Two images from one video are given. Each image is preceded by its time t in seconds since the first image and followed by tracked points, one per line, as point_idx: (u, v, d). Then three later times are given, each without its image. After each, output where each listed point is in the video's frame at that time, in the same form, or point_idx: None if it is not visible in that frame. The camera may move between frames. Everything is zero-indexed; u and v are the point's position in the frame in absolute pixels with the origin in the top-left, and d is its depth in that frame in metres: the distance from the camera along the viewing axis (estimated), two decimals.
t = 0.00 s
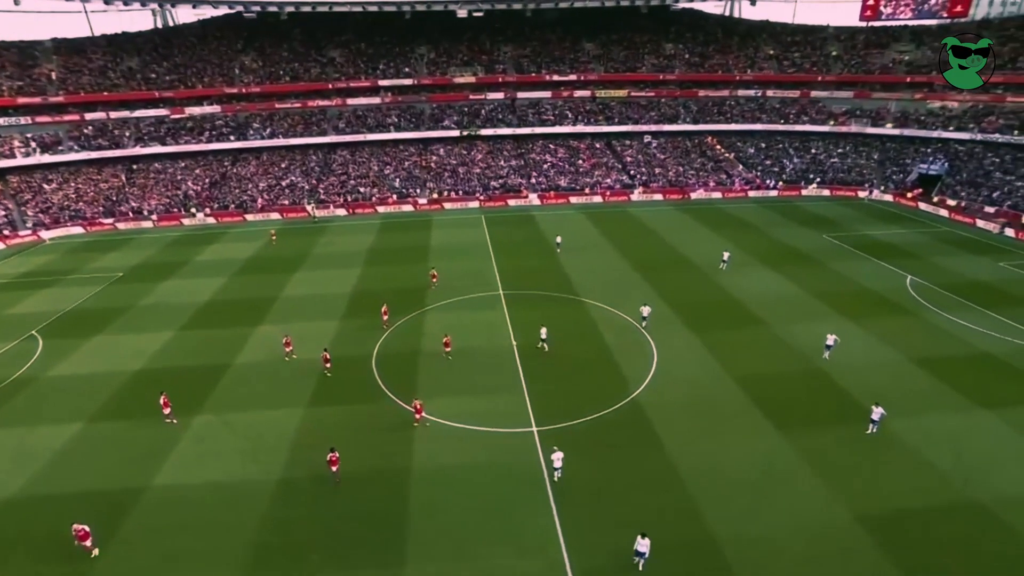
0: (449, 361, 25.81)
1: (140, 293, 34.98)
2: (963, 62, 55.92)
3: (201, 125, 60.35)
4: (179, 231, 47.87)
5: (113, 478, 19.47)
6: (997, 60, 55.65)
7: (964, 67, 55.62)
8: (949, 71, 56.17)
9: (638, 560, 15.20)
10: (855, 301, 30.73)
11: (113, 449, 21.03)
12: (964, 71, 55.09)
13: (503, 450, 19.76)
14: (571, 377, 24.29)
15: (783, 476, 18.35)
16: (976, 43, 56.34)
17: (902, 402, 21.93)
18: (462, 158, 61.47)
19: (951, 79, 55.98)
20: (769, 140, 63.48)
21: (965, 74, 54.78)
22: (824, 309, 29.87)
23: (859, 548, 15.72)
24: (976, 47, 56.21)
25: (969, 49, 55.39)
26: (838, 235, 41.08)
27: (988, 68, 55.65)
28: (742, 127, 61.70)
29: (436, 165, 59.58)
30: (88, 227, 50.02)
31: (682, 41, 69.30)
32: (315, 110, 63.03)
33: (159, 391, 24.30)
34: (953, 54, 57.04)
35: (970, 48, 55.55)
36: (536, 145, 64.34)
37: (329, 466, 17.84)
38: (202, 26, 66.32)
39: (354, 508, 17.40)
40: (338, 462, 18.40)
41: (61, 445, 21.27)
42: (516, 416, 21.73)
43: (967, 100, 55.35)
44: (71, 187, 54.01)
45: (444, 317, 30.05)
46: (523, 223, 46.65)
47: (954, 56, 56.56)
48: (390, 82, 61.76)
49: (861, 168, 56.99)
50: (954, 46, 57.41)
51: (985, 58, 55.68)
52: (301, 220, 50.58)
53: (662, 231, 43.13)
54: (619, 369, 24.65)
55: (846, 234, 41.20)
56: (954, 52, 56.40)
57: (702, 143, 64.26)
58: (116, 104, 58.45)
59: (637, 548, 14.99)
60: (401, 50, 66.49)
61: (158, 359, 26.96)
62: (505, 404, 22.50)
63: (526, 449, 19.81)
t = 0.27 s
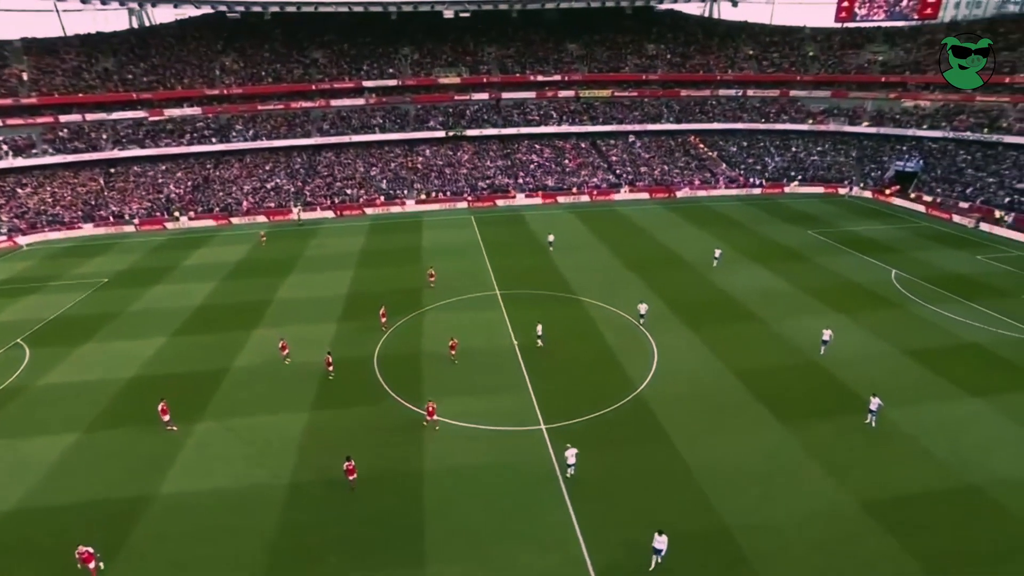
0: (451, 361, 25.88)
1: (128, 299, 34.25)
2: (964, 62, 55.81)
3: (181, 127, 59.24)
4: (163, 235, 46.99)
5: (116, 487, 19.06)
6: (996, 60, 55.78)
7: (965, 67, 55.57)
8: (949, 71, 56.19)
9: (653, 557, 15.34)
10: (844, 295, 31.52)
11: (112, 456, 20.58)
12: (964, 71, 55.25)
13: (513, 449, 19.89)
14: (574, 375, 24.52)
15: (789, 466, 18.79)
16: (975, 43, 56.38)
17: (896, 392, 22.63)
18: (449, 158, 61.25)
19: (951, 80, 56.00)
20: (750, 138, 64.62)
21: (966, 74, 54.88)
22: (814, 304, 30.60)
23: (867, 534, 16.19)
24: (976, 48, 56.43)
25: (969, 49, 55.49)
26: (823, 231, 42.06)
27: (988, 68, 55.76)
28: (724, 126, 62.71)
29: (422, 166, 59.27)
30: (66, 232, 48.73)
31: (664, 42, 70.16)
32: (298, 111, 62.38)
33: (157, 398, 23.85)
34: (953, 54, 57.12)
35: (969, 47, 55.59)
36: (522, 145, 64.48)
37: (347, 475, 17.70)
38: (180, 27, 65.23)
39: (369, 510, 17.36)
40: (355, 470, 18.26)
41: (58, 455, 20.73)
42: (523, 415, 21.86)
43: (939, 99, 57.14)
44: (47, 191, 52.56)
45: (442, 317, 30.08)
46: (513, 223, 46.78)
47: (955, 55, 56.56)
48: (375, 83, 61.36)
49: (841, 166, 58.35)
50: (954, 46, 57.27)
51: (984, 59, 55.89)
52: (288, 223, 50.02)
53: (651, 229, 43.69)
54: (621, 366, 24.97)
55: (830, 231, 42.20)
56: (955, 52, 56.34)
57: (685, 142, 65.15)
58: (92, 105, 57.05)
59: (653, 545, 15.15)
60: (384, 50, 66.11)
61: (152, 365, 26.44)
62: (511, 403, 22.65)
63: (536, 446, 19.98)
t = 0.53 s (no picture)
0: (454, 360, 25.97)
1: (116, 305, 33.56)
2: (964, 61, 54.72)
3: (161, 129, 58.20)
4: (147, 239, 46.18)
5: (122, 494, 18.73)
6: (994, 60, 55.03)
7: (965, 67, 54.58)
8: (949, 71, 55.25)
9: (668, 552, 15.64)
10: (833, 289, 32.37)
11: (115, 463, 20.20)
12: (964, 71, 54.31)
13: (524, 446, 20.07)
14: (578, 372, 24.82)
15: (794, 456, 19.29)
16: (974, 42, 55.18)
17: (890, 382, 23.35)
18: (435, 159, 61.00)
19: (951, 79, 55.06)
20: (732, 137, 65.72)
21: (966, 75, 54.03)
22: (805, 298, 31.38)
23: (874, 519, 16.73)
24: (976, 47, 55.10)
25: (969, 49, 54.35)
26: (808, 228, 43.07)
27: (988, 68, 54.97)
28: (707, 125, 63.70)
29: (409, 166, 59.00)
30: (45, 237, 47.54)
31: (646, 42, 70.98)
32: (282, 113, 61.74)
33: (156, 404, 23.48)
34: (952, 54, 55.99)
35: (969, 47, 54.39)
36: (508, 145, 64.60)
37: (366, 481, 17.58)
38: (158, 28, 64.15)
39: (385, 510, 17.36)
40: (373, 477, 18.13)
41: (58, 463, 20.28)
42: (531, 412, 22.09)
43: (913, 98, 58.74)
44: (23, 195, 51.22)
45: (441, 317, 30.12)
46: (503, 223, 46.96)
47: (954, 54, 55.12)
48: (359, 84, 61.02)
49: (821, 163, 59.72)
50: (953, 45, 56.19)
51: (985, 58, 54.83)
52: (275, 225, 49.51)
53: (641, 228, 44.30)
54: (623, 361, 25.36)
55: (815, 227, 43.23)
56: (953, 52, 55.23)
57: (669, 141, 66.03)
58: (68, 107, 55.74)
59: (669, 540, 15.43)
60: (368, 51, 65.72)
61: (148, 371, 26.02)
62: (517, 401, 22.84)
63: (545, 443, 20.19)
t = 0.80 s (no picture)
0: (456, 360, 26.09)
1: (106, 309, 33.00)
2: (964, 62, 55.04)
3: (144, 131, 57.24)
4: (134, 243, 45.47)
5: (129, 500, 18.47)
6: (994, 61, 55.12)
7: (964, 67, 54.82)
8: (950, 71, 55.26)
9: (684, 547, 15.74)
10: (823, 284, 33.11)
11: (119, 469, 19.91)
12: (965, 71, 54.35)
13: (533, 442, 20.27)
14: (580, 369, 25.08)
15: (798, 447, 19.74)
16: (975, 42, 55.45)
17: (884, 374, 24.00)
18: (424, 159, 60.80)
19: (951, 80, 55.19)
20: (717, 136, 66.67)
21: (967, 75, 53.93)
22: (798, 293, 32.05)
23: (879, 506, 17.22)
24: (976, 47, 55.11)
25: (970, 49, 54.59)
26: (796, 225, 43.92)
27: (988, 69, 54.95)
28: (692, 125, 64.52)
29: (398, 167, 58.79)
30: (27, 241, 46.47)
31: (631, 42, 71.62)
32: (268, 114, 61.20)
33: (157, 408, 23.17)
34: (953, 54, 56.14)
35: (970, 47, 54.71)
36: (496, 146, 64.65)
37: (383, 485, 17.58)
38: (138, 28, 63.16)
39: (400, 510, 17.41)
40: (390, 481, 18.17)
41: (60, 470, 19.92)
42: (538, 410, 22.29)
43: (891, 98, 60.34)
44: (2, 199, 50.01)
45: (439, 317, 30.14)
46: (495, 223, 47.11)
47: (954, 55, 55.44)
48: (346, 85, 60.73)
49: (804, 161, 60.90)
50: (954, 45, 56.50)
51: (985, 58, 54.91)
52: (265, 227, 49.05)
53: (632, 227, 44.82)
54: (624, 358, 25.69)
55: (802, 224, 44.12)
56: (954, 52, 55.49)
57: (655, 141, 66.76)
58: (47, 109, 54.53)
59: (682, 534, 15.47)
60: (354, 52, 65.32)
61: (146, 376, 25.67)
62: (523, 399, 23.03)
63: (554, 440, 20.40)
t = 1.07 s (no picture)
0: (459, 359, 26.27)
1: (97, 314, 32.48)
2: (964, 62, 55.29)
3: (125, 134, 56.27)
4: (119, 247, 44.75)
5: (139, 505, 18.29)
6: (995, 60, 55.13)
7: (964, 67, 55.13)
8: (949, 71, 55.65)
9: (698, 541, 16.01)
10: (812, 279, 33.99)
11: (125, 474, 19.68)
12: (964, 71, 54.65)
13: (542, 438, 20.55)
14: (583, 366, 25.44)
15: (800, 437, 20.32)
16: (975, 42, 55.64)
17: (877, 365, 24.77)
18: (412, 160, 60.66)
19: (951, 79, 55.35)
20: (701, 136, 67.71)
21: (965, 74, 54.29)
22: (788, 288, 32.87)
23: (881, 491, 17.83)
24: (975, 48, 55.44)
25: (969, 49, 54.86)
26: (782, 222, 44.94)
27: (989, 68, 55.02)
28: (676, 124, 65.46)
29: (386, 168, 58.61)
30: (6, 246, 45.36)
31: (614, 43, 72.35)
32: (252, 115, 60.58)
33: (159, 413, 22.91)
34: (953, 54, 56.46)
35: (969, 47, 54.96)
36: (483, 146, 64.77)
37: (405, 489, 17.37)
38: (116, 29, 62.07)
39: (416, 508, 17.52)
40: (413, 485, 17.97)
41: (64, 476, 19.65)
42: (544, 406, 22.61)
43: (870, 97, 62.27)
44: None
45: (439, 317, 30.25)
46: (487, 223, 47.34)
47: (954, 55, 55.88)
48: (331, 86, 60.43)
49: (786, 160, 62.23)
50: (953, 45, 56.81)
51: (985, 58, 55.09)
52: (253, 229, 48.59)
53: (623, 226, 45.46)
54: (625, 354, 26.12)
55: (788, 221, 45.15)
56: (953, 52, 55.87)
57: (640, 140, 67.57)
58: (23, 111, 53.26)
59: (697, 527, 15.75)
60: (339, 53, 64.88)
61: (145, 381, 25.35)
62: (529, 396, 23.31)
63: (563, 435, 20.71)
